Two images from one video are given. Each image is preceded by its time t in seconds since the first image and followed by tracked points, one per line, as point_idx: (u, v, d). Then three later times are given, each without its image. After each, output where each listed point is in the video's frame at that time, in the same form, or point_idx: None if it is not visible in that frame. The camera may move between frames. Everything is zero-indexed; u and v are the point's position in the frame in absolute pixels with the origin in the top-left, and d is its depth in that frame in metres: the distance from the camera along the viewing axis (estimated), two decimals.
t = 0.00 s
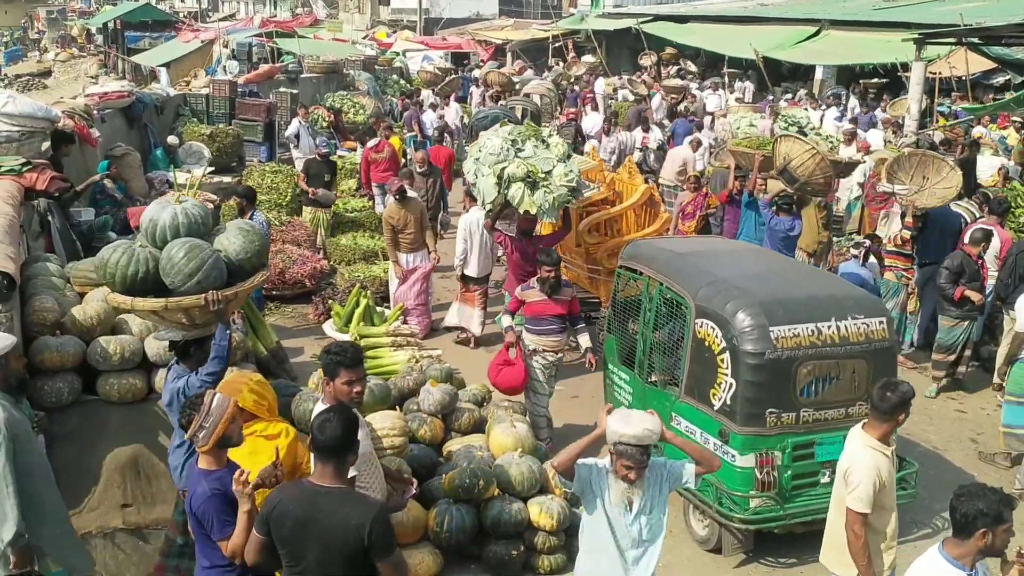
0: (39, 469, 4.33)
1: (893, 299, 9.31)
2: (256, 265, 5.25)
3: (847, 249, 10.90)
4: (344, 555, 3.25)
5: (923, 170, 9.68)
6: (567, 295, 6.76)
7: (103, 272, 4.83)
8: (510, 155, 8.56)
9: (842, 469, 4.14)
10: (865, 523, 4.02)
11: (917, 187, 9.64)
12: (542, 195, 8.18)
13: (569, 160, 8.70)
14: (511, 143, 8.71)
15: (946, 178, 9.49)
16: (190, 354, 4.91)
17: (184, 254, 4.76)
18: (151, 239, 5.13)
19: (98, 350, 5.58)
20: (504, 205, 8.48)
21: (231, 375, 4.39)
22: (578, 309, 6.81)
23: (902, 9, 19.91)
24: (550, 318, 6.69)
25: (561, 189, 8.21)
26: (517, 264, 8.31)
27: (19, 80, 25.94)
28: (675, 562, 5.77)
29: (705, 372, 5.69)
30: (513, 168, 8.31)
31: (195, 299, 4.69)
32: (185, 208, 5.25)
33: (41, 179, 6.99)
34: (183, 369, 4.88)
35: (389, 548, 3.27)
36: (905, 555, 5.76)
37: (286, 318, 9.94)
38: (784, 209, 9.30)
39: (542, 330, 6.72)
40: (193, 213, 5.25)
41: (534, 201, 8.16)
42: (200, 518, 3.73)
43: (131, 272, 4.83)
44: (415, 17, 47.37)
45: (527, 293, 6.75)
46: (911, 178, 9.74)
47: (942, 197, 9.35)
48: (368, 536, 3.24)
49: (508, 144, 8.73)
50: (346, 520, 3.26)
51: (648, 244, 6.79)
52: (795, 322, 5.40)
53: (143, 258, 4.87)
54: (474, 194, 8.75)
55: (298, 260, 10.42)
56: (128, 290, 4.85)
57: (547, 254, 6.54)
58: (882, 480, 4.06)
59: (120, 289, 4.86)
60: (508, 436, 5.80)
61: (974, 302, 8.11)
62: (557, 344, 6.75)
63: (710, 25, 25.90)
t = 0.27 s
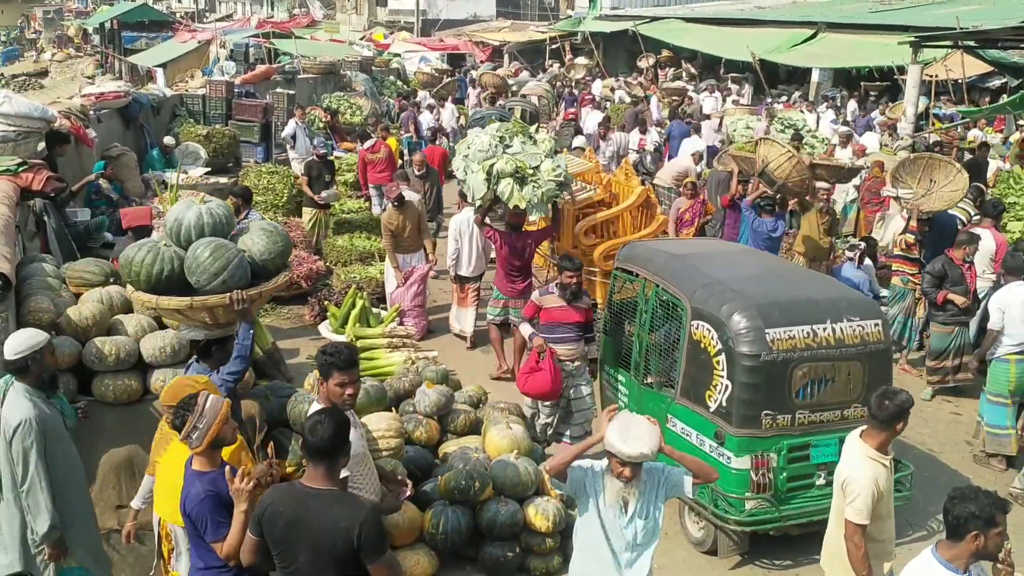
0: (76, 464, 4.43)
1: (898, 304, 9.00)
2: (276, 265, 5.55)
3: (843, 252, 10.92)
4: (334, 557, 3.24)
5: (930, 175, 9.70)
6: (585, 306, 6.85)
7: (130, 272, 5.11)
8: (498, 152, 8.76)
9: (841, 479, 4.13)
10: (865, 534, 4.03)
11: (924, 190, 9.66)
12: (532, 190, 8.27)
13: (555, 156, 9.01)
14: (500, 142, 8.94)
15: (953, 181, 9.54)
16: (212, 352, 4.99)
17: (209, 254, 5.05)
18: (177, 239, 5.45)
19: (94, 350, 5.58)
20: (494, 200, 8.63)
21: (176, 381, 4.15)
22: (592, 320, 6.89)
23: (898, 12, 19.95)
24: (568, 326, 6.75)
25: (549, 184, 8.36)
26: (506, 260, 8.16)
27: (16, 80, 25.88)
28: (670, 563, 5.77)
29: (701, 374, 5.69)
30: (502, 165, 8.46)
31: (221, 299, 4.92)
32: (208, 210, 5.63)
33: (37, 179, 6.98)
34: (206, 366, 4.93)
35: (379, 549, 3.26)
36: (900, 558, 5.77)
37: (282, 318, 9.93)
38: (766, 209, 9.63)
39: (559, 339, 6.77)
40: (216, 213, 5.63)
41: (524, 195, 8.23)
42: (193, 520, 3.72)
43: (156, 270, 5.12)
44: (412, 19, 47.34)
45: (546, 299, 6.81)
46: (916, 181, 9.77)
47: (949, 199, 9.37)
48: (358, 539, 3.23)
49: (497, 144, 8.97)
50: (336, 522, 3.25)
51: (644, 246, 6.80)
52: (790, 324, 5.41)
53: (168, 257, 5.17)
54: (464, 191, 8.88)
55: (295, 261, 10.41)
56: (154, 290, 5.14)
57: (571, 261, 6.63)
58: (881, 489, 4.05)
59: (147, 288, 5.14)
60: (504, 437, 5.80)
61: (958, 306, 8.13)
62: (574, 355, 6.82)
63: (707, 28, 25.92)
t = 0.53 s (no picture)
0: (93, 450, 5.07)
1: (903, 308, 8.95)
2: (301, 269, 5.23)
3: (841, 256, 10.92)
4: (328, 558, 3.25)
5: (941, 178, 9.81)
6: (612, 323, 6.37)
7: (152, 275, 4.85)
8: (484, 152, 8.59)
9: (832, 481, 4.14)
10: (851, 535, 4.04)
11: (934, 193, 9.77)
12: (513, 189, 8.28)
13: (541, 159, 8.89)
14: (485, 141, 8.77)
15: (962, 183, 9.61)
16: (234, 354, 4.83)
17: (233, 257, 4.76)
18: (199, 241, 5.17)
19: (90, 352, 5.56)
20: (478, 199, 8.51)
21: (124, 393, 4.02)
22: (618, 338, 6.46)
23: (894, 15, 19.98)
24: (595, 347, 6.26)
25: (533, 186, 8.37)
26: (489, 258, 8.36)
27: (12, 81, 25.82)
28: (666, 565, 5.77)
29: (697, 376, 5.69)
30: (488, 164, 8.36)
31: (246, 302, 4.66)
32: (230, 211, 5.34)
33: (33, 181, 6.96)
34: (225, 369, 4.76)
35: (375, 550, 3.25)
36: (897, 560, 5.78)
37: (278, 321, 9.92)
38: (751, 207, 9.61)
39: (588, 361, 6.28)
40: (240, 216, 5.33)
41: (507, 195, 8.24)
42: (189, 522, 3.72)
43: (180, 273, 4.85)
44: (409, 21, 47.35)
45: (570, 320, 6.30)
46: (928, 184, 9.89)
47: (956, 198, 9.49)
48: (353, 540, 3.23)
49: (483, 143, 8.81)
50: (331, 523, 3.25)
51: (640, 248, 6.80)
52: (786, 327, 5.42)
53: (192, 259, 4.90)
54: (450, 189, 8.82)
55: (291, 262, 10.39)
56: (179, 293, 4.87)
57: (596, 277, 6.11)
58: (870, 492, 4.06)
59: (171, 291, 4.88)
60: (500, 439, 5.81)
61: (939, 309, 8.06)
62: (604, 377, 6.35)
63: (703, 30, 25.95)
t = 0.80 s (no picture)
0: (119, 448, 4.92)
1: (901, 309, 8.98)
2: (322, 266, 5.09)
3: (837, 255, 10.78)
4: (326, 557, 3.27)
5: (949, 181, 9.77)
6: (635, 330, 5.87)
7: (174, 274, 4.72)
8: (469, 146, 9.10)
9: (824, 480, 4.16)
10: (838, 533, 4.07)
11: (941, 196, 9.76)
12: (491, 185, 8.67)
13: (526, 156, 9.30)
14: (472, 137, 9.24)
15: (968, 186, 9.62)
16: (257, 350, 4.62)
17: (254, 255, 4.63)
18: (221, 240, 5.03)
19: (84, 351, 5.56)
20: (459, 191, 8.99)
21: (66, 404, 3.98)
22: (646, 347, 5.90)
23: (889, 16, 20.02)
24: (613, 357, 5.79)
25: (514, 182, 8.72)
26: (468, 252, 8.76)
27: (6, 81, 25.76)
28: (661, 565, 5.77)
29: (693, 377, 5.69)
30: (471, 159, 8.87)
31: (268, 299, 4.60)
32: (252, 207, 5.19)
33: (28, 181, 6.95)
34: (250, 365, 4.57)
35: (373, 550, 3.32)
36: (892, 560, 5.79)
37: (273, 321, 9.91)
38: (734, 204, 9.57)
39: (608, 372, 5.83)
40: (260, 214, 5.16)
41: (487, 190, 8.62)
42: (188, 525, 3.72)
43: (203, 272, 4.72)
44: (405, 21, 47.34)
45: (585, 329, 5.82)
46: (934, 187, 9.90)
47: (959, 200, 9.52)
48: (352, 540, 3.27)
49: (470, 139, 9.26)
50: (328, 525, 3.27)
51: (635, 249, 6.80)
52: (781, 327, 5.42)
53: (214, 258, 4.76)
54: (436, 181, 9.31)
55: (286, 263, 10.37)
56: (202, 292, 4.73)
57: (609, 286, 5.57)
58: (863, 495, 4.06)
59: (193, 290, 4.75)
60: (495, 440, 5.81)
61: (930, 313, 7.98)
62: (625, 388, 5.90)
63: (699, 31, 25.99)
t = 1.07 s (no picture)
0: (146, 443, 4.64)
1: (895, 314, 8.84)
2: (336, 270, 5.12)
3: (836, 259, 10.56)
4: (321, 556, 3.27)
5: (947, 184, 9.81)
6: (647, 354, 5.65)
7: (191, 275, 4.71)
8: (454, 146, 9.34)
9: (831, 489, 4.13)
10: (843, 541, 4.06)
11: (940, 199, 9.77)
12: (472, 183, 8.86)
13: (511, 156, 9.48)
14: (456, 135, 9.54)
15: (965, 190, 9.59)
16: (270, 353, 4.62)
17: (272, 258, 4.65)
18: (236, 242, 5.03)
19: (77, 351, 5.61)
20: (443, 190, 9.28)
21: None
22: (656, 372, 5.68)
23: (881, 18, 20.07)
24: (617, 378, 5.54)
25: (497, 181, 8.92)
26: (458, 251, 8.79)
27: None
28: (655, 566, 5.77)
29: (686, 377, 5.70)
30: (455, 158, 9.07)
31: (284, 301, 4.59)
32: (270, 211, 5.20)
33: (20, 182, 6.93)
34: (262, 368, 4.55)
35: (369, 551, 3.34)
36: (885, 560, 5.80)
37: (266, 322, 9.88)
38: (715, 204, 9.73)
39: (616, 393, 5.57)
40: (277, 217, 5.16)
41: (471, 189, 8.81)
42: (187, 528, 3.70)
43: (219, 274, 4.72)
44: (398, 22, 47.31)
45: (587, 349, 5.64)
46: (932, 191, 9.88)
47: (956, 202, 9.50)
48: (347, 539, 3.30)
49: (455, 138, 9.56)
50: (323, 526, 3.28)
51: (629, 250, 6.81)
52: (774, 328, 5.43)
53: (230, 261, 4.77)
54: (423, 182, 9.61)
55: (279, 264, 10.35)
56: (217, 294, 4.73)
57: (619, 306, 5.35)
58: (869, 504, 4.02)
59: (208, 292, 4.74)
60: (488, 440, 5.81)
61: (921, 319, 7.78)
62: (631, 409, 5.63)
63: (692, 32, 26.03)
